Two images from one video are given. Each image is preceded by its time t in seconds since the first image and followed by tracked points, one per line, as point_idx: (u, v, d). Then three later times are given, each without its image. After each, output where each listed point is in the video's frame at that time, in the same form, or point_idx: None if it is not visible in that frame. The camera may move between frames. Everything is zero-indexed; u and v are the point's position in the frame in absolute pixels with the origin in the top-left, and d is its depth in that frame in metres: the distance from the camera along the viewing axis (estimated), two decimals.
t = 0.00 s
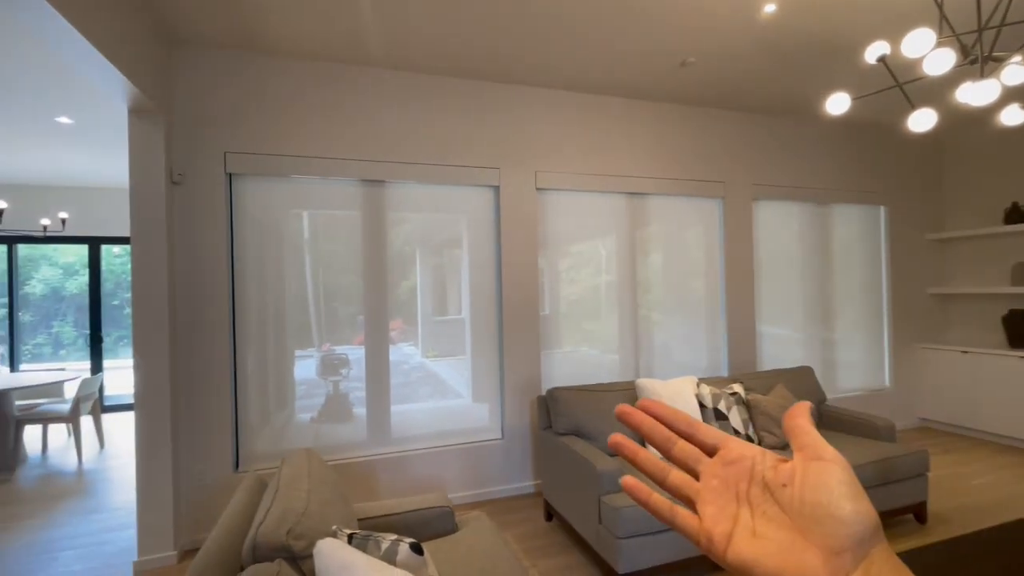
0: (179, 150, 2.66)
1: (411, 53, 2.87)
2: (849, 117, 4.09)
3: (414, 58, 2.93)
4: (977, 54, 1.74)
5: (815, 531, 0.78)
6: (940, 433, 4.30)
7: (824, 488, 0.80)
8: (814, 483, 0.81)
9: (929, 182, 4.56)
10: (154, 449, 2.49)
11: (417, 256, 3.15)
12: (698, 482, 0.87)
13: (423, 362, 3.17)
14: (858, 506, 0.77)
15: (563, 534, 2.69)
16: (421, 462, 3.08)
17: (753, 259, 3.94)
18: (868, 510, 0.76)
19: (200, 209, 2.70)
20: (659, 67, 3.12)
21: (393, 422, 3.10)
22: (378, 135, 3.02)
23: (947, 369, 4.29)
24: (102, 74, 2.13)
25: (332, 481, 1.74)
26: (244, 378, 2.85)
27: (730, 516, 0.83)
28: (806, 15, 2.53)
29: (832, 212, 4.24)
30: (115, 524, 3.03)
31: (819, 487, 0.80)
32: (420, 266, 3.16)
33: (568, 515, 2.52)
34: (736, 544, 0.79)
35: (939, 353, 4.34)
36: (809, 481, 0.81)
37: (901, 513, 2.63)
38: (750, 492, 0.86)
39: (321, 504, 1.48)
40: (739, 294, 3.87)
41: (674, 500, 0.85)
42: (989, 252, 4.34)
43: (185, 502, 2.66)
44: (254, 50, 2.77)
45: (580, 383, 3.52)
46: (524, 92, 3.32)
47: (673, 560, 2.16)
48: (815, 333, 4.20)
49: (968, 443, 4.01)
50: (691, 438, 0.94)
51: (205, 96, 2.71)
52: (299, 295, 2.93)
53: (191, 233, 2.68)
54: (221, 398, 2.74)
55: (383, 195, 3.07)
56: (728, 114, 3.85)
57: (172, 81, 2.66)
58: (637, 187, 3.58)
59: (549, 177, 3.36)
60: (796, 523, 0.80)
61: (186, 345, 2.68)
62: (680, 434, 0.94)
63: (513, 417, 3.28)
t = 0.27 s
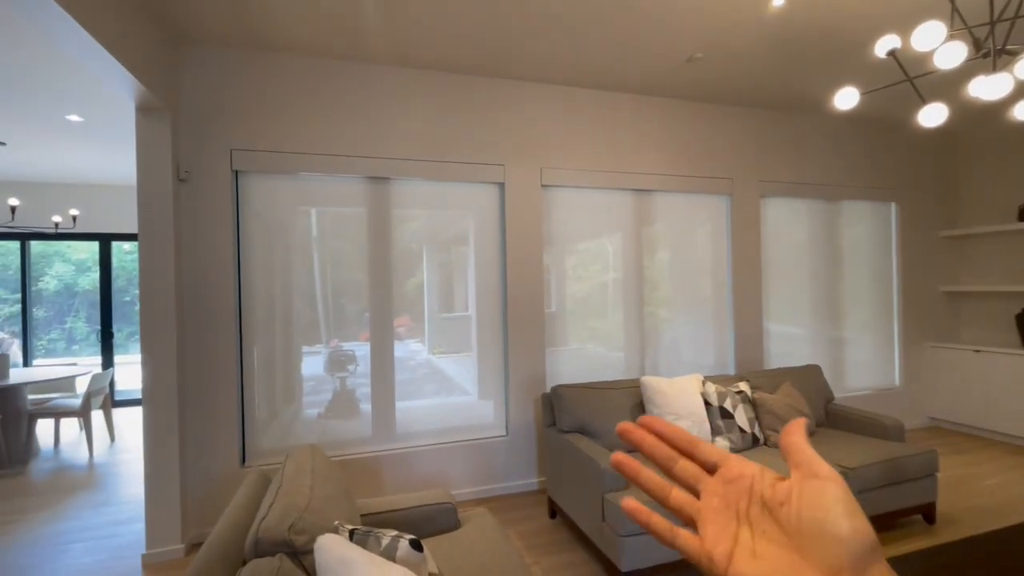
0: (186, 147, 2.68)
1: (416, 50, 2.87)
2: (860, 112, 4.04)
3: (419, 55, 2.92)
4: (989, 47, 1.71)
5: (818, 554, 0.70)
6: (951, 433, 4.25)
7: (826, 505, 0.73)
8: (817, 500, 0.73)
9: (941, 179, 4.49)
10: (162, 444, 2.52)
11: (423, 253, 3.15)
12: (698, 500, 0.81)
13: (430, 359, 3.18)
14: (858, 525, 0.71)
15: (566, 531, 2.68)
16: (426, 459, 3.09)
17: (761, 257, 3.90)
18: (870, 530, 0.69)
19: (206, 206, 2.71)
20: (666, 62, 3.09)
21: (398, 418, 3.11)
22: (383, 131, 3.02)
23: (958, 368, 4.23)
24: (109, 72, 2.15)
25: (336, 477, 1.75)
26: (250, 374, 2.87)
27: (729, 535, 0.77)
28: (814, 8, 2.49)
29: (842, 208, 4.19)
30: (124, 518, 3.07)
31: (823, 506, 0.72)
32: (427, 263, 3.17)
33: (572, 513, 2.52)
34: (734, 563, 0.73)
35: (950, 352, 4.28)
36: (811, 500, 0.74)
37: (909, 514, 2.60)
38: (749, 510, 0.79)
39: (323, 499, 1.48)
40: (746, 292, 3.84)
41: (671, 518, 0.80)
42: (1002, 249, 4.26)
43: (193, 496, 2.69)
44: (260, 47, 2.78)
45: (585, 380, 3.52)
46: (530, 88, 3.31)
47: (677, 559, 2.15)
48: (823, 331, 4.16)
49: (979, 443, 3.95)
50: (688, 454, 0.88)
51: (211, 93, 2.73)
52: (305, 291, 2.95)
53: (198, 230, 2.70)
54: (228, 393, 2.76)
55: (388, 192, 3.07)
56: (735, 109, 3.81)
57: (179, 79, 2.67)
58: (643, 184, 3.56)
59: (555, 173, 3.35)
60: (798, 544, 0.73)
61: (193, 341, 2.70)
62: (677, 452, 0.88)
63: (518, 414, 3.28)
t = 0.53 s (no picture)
0: (183, 142, 2.68)
1: (413, 44, 2.85)
2: (863, 107, 3.98)
3: (416, 49, 2.90)
4: (991, 40, 1.67)
5: None
6: (953, 432, 4.21)
7: None
8: None
9: (946, 175, 4.43)
10: (158, 438, 2.53)
11: (420, 248, 3.14)
12: None
13: (432, 354, 3.18)
14: None
15: (562, 528, 2.68)
16: (424, 454, 3.09)
17: (762, 253, 3.87)
18: None
19: (203, 200, 2.71)
20: (666, 57, 3.05)
21: (395, 414, 3.11)
22: (380, 126, 3.01)
23: (962, 366, 4.18)
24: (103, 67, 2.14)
25: (327, 472, 1.74)
26: (247, 369, 2.87)
27: None
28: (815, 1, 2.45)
29: (845, 205, 4.14)
30: (124, 510, 3.09)
31: None
32: (429, 258, 3.16)
33: (567, 509, 2.51)
34: None
35: (954, 350, 4.24)
36: None
37: (907, 513, 2.58)
38: None
39: (312, 495, 1.48)
40: (747, 288, 3.81)
41: None
42: (1008, 246, 4.21)
43: (190, 490, 2.70)
44: (257, 41, 2.77)
45: (583, 377, 3.50)
46: (528, 83, 3.28)
47: (671, 557, 2.14)
48: (825, 328, 4.12)
49: (981, 442, 3.92)
50: None
51: (207, 88, 2.72)
52: (303, 286, 2.95)
53: (195, 225, 2.70)
54: (224, 388, 2.76)
55: (386, 187, 3.06)
56: (737, 104, 3.77)
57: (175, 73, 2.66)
58: (643, 180, 3.53)
59: (553, 169, 3.32)
60: None
61: (189, 335, 2.71)
62: None
63: (515, 410, 3.27)
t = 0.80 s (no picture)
0: (170, 134, 2.65)
1: (403, 35, 2.81)
2: (862, 101, 3.93)
3: (406, 40, 2.86)
4: (984, 30, 1.64)
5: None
6: (948, 429, 4.19)
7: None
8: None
9: (946, 170, 4.38)
10: (145, 432, 2.52)
11: (411, 243, 3.12)
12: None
13: (431, 349, 3.18)
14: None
15: (550, 524, 2.67)
16: (415, 449, 3.09)
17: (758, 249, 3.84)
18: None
19: (190, 193, 2.69)
20: (661, 49, 3.01)
21: (387, 409, 3.10)
22: (370, 119, 2.98)
23: (958, 363, 4.16)
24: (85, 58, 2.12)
25: (309, 468, 1.73)
26: (237, 363, 2.86)
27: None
28: None
29: (842, 200, 4.10)
30: (114, 504, 3.09)
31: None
32: (428, 253, 3.16)
33: (554, 506, 2.50)
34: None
35: (950, 347, 4.21)
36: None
37: (898, 511, 2.56)
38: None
39: (290, 491, 1.47)
40: (742, 284, 3.78)
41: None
42: (1007, 242, 4.17)
43: (177, 484, 2.70)
44: (245, 33, 2.74)
45: (576, 372, 3.49)
46: (521, 75, 3.24)
47: (657, 554, 2.13)
48: (821, 325, 4.10)
49: (976, 440, 3.90)
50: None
51: (194, 80, 2.69)
52: (292, 280, 2.93)
53: (182, 218, 2.68)
54: (213, 382, 2.75)
55: (376, 181, 3.04)
56: (733, 98, 3.73)
57: (162, 64, 2.64)
58: (637, 174, 3.50)
59: (546, 163, 3.29)
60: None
61: (178, 329, 2.70)
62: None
63: (506, 406, 3.26)
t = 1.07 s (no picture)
0: (155, 126, 2.63)
1: (391, 26, 2.78)
2: (857, 94, 3.90)
3: (394, 32, 2.83)
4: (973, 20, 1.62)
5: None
6: (941, 424, 4.19)
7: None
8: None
9: (942, 164, 4.35)
10: (132, 425, 2.51)
11: (401, 236, 3.10)
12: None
13: (428, 343, 3.19)
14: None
15: (538, 518, 2.67)
16: (405, 443, 3.08)
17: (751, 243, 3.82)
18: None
19: (176, 186, 2.67)
20: (653, 41, 2.98)
21: (377, 403, 3.09)
22: (359, 112, 2.95)
23: (952, 359, 4.15)
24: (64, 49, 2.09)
25: (291, 462, 1.72)
26: (225, 357, 2.85)
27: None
28: None
29: (837, 194, 4.08)
30: (102, 498, 3.08)
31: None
32: (426, 248, 3.16)
33: (542, 500, 2.50)
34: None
35: (944, 343, 4.20)
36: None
37: (886, 506, 2.56)
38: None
39: (267, 486, 1.46)
40: (734, 279, 3.76)
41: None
42: (1002, 237, 4.15)
43: (164, 478, 2.70)
44: (231, 23, 2.70)
45: (567, 367, 3.48)
46: (512, 68, 3.21)
47: (642, 549, 2.12)
48: (815, 320, 4.08)
49: (967, 436, 3.89)
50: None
51: (180, 71, 2.66)
52: (281, 273, 2.92)
53: (168, 210, 2.66)
54: (201, 376, 2.74)
55: (365, 174, 3.01)
56: (727, 90, 3.69)
57: (147, 56, 2.61)
58: (630, 167, 3.47)
59: (537, 156, 3.26)
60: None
61: (165, 323, 2.68)
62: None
63: (497, 400, 3.25)
